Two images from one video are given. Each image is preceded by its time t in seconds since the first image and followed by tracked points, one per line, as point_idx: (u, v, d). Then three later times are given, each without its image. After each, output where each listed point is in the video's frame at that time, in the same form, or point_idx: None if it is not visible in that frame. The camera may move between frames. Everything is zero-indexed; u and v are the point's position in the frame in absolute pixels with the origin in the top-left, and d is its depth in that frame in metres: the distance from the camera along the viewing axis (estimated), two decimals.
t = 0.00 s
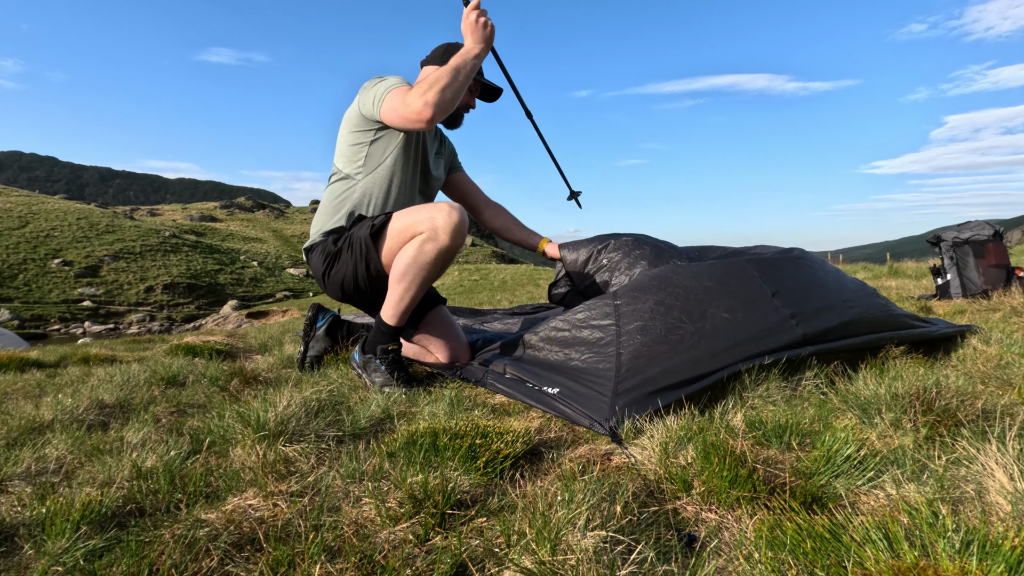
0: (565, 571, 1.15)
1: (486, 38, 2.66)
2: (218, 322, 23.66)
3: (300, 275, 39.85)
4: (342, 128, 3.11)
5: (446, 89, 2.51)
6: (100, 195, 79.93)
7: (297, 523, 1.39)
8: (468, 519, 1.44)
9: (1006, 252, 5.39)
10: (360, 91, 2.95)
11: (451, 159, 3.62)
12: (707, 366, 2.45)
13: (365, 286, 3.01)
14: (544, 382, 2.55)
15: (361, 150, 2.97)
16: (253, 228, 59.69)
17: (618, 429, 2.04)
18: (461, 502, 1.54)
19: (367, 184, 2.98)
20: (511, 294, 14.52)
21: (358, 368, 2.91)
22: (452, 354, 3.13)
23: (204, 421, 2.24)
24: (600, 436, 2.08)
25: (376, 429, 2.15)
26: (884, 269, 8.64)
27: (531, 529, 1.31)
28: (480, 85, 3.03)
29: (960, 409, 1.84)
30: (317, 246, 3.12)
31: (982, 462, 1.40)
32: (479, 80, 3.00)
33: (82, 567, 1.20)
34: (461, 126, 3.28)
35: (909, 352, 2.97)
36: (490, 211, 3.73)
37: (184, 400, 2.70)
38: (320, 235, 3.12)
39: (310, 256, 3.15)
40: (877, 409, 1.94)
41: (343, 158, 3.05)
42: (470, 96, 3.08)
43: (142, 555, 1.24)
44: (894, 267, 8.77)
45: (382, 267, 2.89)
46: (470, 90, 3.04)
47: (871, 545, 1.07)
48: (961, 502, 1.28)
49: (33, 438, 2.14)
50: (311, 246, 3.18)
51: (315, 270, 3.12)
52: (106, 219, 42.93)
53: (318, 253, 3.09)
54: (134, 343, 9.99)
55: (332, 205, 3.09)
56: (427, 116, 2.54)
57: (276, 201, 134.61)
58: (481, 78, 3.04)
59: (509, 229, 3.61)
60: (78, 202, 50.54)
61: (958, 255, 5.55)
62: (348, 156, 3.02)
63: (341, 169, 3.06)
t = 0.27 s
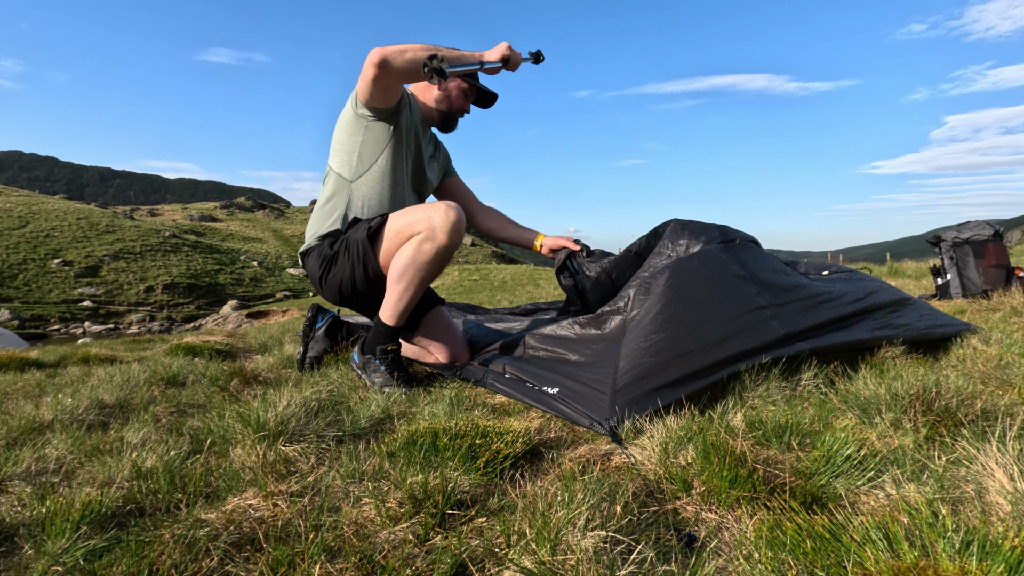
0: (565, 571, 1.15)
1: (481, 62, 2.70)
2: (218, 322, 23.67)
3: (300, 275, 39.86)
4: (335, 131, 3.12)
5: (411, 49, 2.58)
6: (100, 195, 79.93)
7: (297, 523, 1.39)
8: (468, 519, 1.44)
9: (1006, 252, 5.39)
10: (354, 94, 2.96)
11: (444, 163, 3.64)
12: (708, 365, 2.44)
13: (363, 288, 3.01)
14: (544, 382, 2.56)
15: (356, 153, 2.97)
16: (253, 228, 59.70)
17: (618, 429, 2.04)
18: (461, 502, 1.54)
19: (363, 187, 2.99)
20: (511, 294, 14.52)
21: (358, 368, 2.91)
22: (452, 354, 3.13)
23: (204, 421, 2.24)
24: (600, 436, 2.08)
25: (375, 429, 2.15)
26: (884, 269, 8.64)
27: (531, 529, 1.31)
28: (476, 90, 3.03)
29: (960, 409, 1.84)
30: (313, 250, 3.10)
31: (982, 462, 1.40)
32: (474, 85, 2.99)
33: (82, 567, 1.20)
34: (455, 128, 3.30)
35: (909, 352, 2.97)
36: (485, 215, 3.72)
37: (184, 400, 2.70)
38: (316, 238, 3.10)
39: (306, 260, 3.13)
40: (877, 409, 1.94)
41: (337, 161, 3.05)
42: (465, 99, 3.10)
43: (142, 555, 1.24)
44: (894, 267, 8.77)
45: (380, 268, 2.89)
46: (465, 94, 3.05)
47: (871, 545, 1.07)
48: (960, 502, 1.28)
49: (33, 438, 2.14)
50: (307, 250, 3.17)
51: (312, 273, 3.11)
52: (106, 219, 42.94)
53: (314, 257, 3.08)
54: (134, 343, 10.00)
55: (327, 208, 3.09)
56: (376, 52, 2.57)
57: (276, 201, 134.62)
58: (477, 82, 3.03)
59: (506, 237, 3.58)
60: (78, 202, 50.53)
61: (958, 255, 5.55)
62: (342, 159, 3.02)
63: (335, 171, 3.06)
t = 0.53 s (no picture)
0: (565, 571, 1.15)
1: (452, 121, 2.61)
2: (218, 322, 23.67)
3: (300, 275, 39.86)
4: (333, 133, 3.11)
5: (389, 75, 2.57)
6: (100, 195, 79.92)
7: (297, 523, 1.39)
8: (468, 519, 1.44)
9: (1006, 252, 5.39)
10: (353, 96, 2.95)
11: (443, 166, 3.66)
12: (707, 365, 2.44)
13: (362, 289, 3.00)
14: (544, 382, 2.56)
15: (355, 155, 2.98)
16: (253, 228, 59.71)
17: (618, 429, 2.04)
18: (461, 502, 1.54)
19: (362, 187, 3.00)
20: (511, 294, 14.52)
21: (358, 369, 2.91)
22: (452, 353, 3.13)
23: (204, 421, 2.24)
24: (600, 436, 2.08)
25: (376, 429, 2.15)
26: (884, 269, 8.64)
27: (531, 528, 1.31)
28: (475, 93, 3.03)
29: (959, 409, 1.84)
30: (311, 251, 3.09)
31: (982, 462, 1.40)
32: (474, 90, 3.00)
33: (82, 567, 1.20)
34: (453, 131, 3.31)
35: (908, 352, 2.97)
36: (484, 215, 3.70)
37: (184, 400, 2.70)
38: (313, 240, 3.08)
39: (304, 261, 3.13)
40: (877, 409, 1.94)
41: (336, 163, 3.04)
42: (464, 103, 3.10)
43: (142, 555, 1.24)
44: (894, 267, 8.78)
45: (379, 268, 2.89)
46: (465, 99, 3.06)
47: (871, 545, 1.07)
48: (961, 502, 1.28)
49: (33, 438, 2.14)
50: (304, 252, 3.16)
51: (310, 275, 3.10)
52: (106, 219, 42.94)
53: (312, 258, 3.07)
54: (134, 343, 10.00)
55: (325, 210, 3.08)
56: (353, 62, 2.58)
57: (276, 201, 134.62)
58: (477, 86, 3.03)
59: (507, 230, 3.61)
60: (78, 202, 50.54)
61: (958, 255, 5.55)
62: (341, 161, 3.02)
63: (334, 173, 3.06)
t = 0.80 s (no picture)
0: (565, 571, 1.15)
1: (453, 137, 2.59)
2: (218, 322, 23.68)
3: (300, 275, 39.86)
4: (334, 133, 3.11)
5: (394, 88, 2.59)
6: (100, 195, 79.92)
7: (297, 523, 1.39)
8: (468, 519, 1.44)
9: (1006, 252, 5.39)
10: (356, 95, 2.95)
11: (444, 166, 3.65)
12: (707, 365, 2.44)
13: (363, 288, 3.00)
14: (544, 382, 2.56)
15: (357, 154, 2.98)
16: (252, 228, 59.71)
17: (618, 429, 2.04)
18: (461, 502, 1.54)
19: (364, 187, 3.00)
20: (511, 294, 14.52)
21: (358, 368, 2.91)
22: (452, 353, 3.13)
23: (204, 421, 2.24)
24: (600, 436, 2.08)
25: (376, 429, 2.15)
26: (884, 269, 8.64)
27: (531, 529, 1.31)
28: (476, 95, 3.03)
29: (959, 409, 1.84)
30: (313, 250, 3.09)
31: (982, 462, 1.40)
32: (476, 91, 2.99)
33: (82, 567, 1.20)
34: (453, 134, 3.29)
35: (908, 352, 2.97)
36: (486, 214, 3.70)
37: (184, 400, 2.70)
38: (315, 238, 3.08)
39: (305, 259, 3.12)
40: (877, 409, 1.94)
41: (337, 162, 3.04)
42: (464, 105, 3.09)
43: (142, 555, 1.24)
44: (894, 267, 8.78)
45: (380, 267, 2.89)
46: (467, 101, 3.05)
47: (871, 545, 1.07)
48: (961, 502, 1.28)
49: (33, 438, 2.14)
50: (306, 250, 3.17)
51: (311, 273, 3.10)
52: (106, 219, 42.93)
53: (313, 256, 3.07)
54: (134, 343, 10.00)
55: (326, 208, 3.08)
56: (360, 73, 2.62)
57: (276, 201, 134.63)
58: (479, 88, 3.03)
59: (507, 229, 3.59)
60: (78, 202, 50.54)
61: (958, 255, 5.56)
62: (342, 160, 3.02)
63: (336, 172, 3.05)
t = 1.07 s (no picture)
0: (565, 571, 1.15)
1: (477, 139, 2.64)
2: (218, 322, 23.67)
3: (300, 275, 39.86)
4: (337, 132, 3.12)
5: (413, 93, 2.59)
6: (100, 195, 79.91)
7: (297, 523, 1.39)
8: (468, 519, 1.44)
9: (1006, 252, 5.39)
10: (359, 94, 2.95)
11: (444, 166, 3.65)
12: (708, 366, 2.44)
13: (364, 287, 3.00)
14: (544, 382, 2.55)
15: (359, 154, 2.98)
16: (252, 228, 59.70)
17: (619, 429, 2.04)
18: (461, 502, 1.54)
19: (365, 186, 3.00)
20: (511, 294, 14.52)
21: (358, 368, 2.90)
22: (452, 353, 3.13)
23: (204, 421, 2.24)
24: (600, 436, 2.08)
25: (376, 430, 2.15)
26: (884, 269, 8.64)
27: (531, 529, 1.31)
28: (478, 99, 3.03)
29: (959, 410, 1.84)
30: (314, 249, 3.10)
31: (982, 462, 1.40)
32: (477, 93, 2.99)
33: (82, 567, 1.20)
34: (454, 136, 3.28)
35: (908, 352, 2.97)
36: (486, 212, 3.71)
37: (184, 400, 2.70)
38: (315, 237, 3.09)
39: (307, 258, 3.13)
40: (877, 409, 1.94)
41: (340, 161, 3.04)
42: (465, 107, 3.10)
43: (142, 555, 1.24)
44: (894, 267, 8.78)
45: (381, 267, 2.89)
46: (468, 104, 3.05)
47: (871, 545, 1.07)
48: (960, 502, 1.28)
49: (33, 438, 2.14)
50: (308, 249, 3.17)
51: (313, 272, 3.10)
52: (106, 219, 42.92)
53: (315, 255, 3.08)
54: (133, 343, 9.99)
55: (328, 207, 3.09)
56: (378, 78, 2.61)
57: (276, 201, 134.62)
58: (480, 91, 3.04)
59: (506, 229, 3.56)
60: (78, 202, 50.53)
61: (958, 255, 5.55)
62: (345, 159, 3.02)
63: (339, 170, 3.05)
